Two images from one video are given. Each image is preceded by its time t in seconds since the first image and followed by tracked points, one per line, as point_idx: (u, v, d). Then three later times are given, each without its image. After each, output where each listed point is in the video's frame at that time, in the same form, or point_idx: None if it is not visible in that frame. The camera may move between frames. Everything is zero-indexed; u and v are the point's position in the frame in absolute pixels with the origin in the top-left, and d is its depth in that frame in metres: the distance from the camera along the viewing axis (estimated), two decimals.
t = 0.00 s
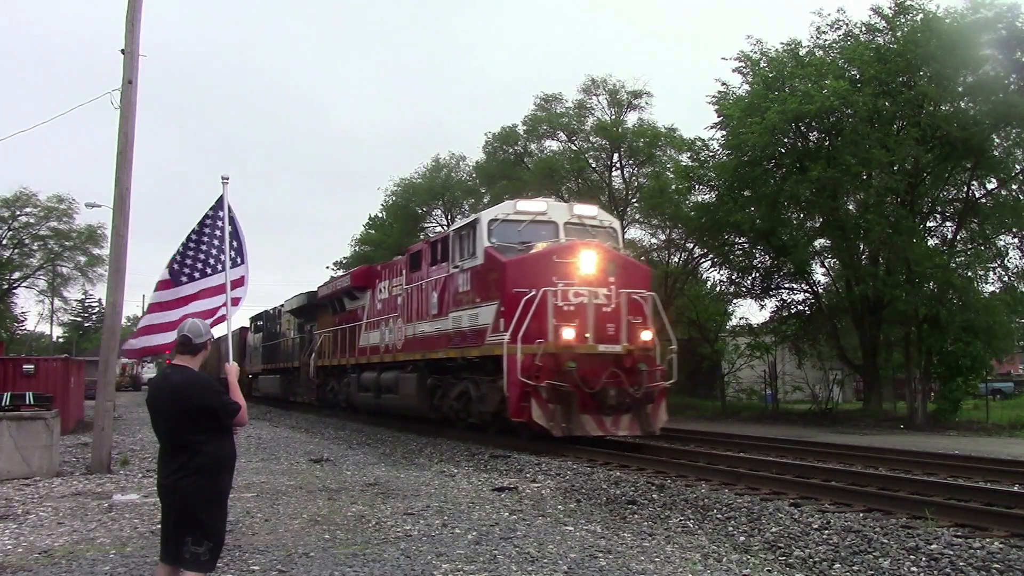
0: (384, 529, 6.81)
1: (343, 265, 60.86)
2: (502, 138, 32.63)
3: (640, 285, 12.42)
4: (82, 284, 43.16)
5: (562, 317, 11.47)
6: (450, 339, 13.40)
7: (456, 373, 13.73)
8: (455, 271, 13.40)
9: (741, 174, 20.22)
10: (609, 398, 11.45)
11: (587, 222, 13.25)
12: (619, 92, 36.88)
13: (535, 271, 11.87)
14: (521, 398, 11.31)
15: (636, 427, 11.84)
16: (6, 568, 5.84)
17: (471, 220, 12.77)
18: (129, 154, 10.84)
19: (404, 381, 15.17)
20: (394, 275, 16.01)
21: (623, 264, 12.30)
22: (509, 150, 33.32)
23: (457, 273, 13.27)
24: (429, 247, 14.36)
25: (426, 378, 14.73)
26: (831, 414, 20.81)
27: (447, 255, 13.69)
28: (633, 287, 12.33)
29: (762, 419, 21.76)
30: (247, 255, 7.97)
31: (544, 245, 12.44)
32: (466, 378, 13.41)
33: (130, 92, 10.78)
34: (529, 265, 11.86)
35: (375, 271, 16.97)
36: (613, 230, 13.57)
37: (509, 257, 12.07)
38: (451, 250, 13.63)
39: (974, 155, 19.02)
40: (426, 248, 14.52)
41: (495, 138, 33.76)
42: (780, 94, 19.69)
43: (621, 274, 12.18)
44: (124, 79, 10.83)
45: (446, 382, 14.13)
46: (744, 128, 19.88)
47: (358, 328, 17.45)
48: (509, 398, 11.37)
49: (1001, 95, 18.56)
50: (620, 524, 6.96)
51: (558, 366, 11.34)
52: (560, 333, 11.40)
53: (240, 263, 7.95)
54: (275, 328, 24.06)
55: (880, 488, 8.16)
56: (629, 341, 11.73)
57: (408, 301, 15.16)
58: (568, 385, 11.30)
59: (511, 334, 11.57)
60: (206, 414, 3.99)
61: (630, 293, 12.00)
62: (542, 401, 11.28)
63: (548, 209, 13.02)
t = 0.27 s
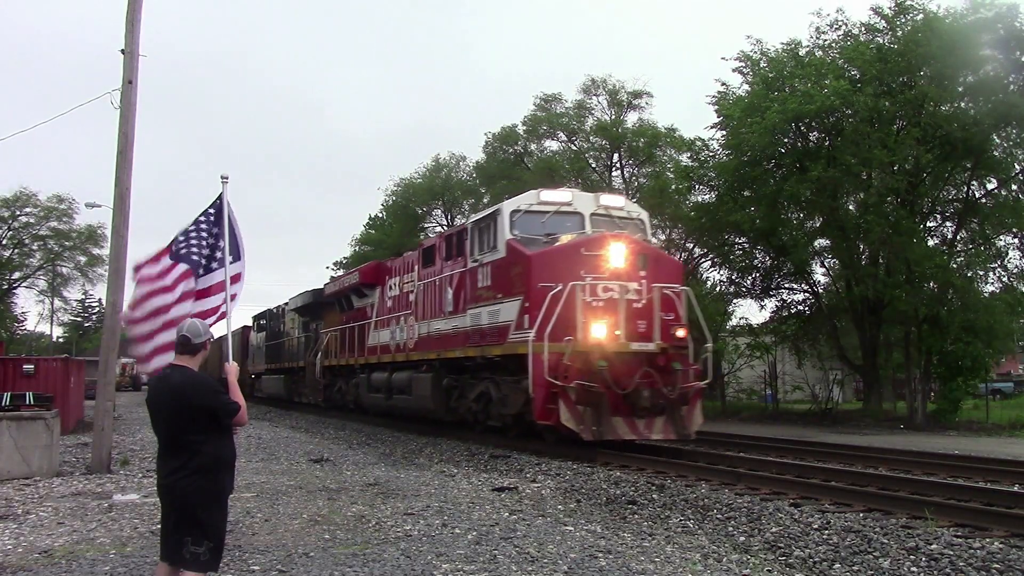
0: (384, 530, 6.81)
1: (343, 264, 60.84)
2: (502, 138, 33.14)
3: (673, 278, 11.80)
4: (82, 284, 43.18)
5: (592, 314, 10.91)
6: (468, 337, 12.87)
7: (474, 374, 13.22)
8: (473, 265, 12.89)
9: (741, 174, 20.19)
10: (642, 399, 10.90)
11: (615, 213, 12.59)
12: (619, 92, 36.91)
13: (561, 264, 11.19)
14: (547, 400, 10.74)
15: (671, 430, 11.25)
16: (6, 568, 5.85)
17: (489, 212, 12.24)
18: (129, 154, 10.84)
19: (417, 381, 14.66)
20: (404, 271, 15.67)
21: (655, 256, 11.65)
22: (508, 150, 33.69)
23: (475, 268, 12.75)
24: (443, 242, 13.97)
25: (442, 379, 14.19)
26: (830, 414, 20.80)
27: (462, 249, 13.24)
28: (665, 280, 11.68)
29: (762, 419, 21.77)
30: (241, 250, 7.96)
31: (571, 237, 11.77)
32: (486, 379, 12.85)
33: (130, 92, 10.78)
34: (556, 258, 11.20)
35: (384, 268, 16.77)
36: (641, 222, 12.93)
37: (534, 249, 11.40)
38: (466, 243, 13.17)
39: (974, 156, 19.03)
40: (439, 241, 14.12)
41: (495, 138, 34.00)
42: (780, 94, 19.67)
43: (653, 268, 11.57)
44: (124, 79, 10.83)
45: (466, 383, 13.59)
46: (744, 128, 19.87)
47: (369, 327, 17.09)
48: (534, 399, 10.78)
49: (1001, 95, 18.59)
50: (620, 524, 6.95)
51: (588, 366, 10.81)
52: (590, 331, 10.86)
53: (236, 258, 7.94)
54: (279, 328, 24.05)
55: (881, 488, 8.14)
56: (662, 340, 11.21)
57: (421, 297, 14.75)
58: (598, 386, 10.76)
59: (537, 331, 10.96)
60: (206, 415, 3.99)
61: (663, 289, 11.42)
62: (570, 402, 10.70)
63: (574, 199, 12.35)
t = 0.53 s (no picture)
0: (384, 530, 6.81)
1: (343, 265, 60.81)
2: (501, 138, 34.52)
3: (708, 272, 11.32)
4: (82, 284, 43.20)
5: (626, 309, 10.39)
6: (489, 335, 12.43)
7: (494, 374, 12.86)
8: (493, 260, 12.47)
9: (740, 174, 20.15)
10: (680, 400, 10.39)
11: (644, 203, 12.20)
12: (619, 92, 36.97)
13: (591, 256, 10.80)
14: (577, 401, 10.25)
15: (709, 433, 10.74)
16: (6, 568, 5.84)
17: (512, 203, 11.82)
18: (129, 153, 10.84)
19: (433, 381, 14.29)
20: (418, 267, 15.39)
21: (689, 250, 11.18)
22: (508, 150, 34.86)
23: (496, 262, 12.31)
24: (459, 235, 13.64)
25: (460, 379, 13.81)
26: (830, 414, 20.80)
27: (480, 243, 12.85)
28: (700, 275, 11.21)
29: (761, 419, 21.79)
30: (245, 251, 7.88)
31: (600, 228, 11.36)
32: (508, 379, 12.43)
33: (130, 92, 10.78)
34: (585, 250, 10.80)
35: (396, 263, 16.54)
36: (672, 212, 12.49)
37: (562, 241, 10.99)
38: (485, 237, 12.78)
39: (974, 156, 19.06)
40: (455, 235, 13.77)
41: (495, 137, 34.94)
42: (780, 94, 19.63)
43: (687, 262, 11.09)
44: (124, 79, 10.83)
45: (484, 384, 13.19)
46: (744, 128, 19.85)
47: (379, 325, 16.85)
48: (564, 401, 10.28)
49: (1001, 95, 18.64)
50: (621, 524, 6.95)
51: (621, 364, 10.31)
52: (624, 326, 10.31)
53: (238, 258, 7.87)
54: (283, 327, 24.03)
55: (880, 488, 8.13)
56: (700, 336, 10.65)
57: (435, 294, 14.42)
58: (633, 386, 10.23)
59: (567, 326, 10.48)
60: (206, 415, 3.99)
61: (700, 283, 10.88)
62: (603, 403, 10.18)
63: (601, 188, 11.93)
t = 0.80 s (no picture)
0: (385, 530, 6.82)
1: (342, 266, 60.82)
2: (502, 138, 36.04)
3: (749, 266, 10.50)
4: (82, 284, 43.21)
5: (665, 303, 9.56)
6: (512, 332, 11.73)
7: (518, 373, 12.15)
8: (514, 253, 11.82)
9: (740, 174, 20.08)
10: (724, 403, 9.44)
11: (679, 192, 11.43)
12: (619, 92, 37.04)
13: (625, 247, 10.03)
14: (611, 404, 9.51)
15: (755, 438, 9.81)
16: (6, 568, 5.84)
17: (537, 193, 11.14)
18: (129, 154, 10.84)
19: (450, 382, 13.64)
20: (432, 262, 14.87)
21: (729, 241, 10.42)
22: (508, 150, 36.36)
23: (518, 256, 11.63)
24: (476, 229, 13.06)
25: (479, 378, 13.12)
26: (830, 414, 20.80)
27: (500, 236, 12.22)
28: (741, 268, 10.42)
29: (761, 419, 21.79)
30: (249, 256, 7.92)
31: (633, 217, 10.58)
32: (535, 378, 11.66)
33: (130, 92, 10.78)
34: (619, 240, 10.03)
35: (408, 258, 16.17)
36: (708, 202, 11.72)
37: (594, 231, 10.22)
38: (505, 229, 12.15)
39: (974, 156, 19.08)
40: (474, 227, 13.15)
41: (494, 138, 36.32)
42: (780, 94, 19.64)
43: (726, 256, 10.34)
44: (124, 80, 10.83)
45: (506, 384, 12.48)
46: (744, 128, 19.86)
47: (390, 323, 16.41)
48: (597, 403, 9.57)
49: (1001, 95, 18.64)
50: (621, 524, 6.95)
51: (660, 363, 9.47)
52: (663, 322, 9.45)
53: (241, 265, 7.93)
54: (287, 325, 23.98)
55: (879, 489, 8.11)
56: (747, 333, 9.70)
57: (452, 289, 13.85)
58: (674, 386, 9.38)
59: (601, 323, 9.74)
60: (206, 415, 3.99)
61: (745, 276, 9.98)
62: (640, 405, 9.40)
63: (634, 177, 11.16)
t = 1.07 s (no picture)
0: (385, 529, 6.82)
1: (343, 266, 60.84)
2: (503, 138, 37.45)
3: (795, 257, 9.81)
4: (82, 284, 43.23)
5: (708, 299, 9.05)
6: (538, 329, 11.12)
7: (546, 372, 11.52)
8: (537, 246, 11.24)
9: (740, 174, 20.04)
10: (776, 405, 8.75)
11: (719, 178, 10.74)
12: (619, 92, 37.12)
13: (665, 237, 9.37)
14: (651, 407, 8.85)
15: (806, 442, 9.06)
16: (6, 568, 5.84)
17: (564, 182, 10.54)
18: (129, 154, 10.84)
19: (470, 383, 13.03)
20: (446, 256, 14.37)
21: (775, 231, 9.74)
22: (508, 151, 37.76)
23: (544, 249, 11.04)
24: (493, 221, 12.53)
25: (502, 378, 12.55)
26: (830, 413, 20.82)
27: (522, 228, 11.64)
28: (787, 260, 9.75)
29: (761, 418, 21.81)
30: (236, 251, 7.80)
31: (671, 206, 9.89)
32: (564, 378, 11.00)
33: (130, 92, 10.78)
34: (659, 230, 9.37)
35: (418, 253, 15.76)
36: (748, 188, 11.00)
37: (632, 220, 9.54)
38: (527, 221, 11.57)
39: (974, 156, 19.11)
40: (492, 219, 12.57)
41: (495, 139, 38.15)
42: (780, 94, 19.67)
43: (772, 246, 9.66)
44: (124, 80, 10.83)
45: (530, 384, 11.88)
46: (744, 128, 19.88)
47: (402, 321, 15.97)
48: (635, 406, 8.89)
49: (1001, 96, 18.60)
50: (621, 524, 6.95)
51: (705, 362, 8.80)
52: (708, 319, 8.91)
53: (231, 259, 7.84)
54: (291, 324, 23.90)
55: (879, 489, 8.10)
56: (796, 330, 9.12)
57: (469, 284, 13.30)
58: (720, 387, 8.69)
59: (640, 319, 9.09)
60: (206, 415, 3.98)
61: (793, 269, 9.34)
62: (683, 408, 8.68)
63: (674, 162, 10.47)
